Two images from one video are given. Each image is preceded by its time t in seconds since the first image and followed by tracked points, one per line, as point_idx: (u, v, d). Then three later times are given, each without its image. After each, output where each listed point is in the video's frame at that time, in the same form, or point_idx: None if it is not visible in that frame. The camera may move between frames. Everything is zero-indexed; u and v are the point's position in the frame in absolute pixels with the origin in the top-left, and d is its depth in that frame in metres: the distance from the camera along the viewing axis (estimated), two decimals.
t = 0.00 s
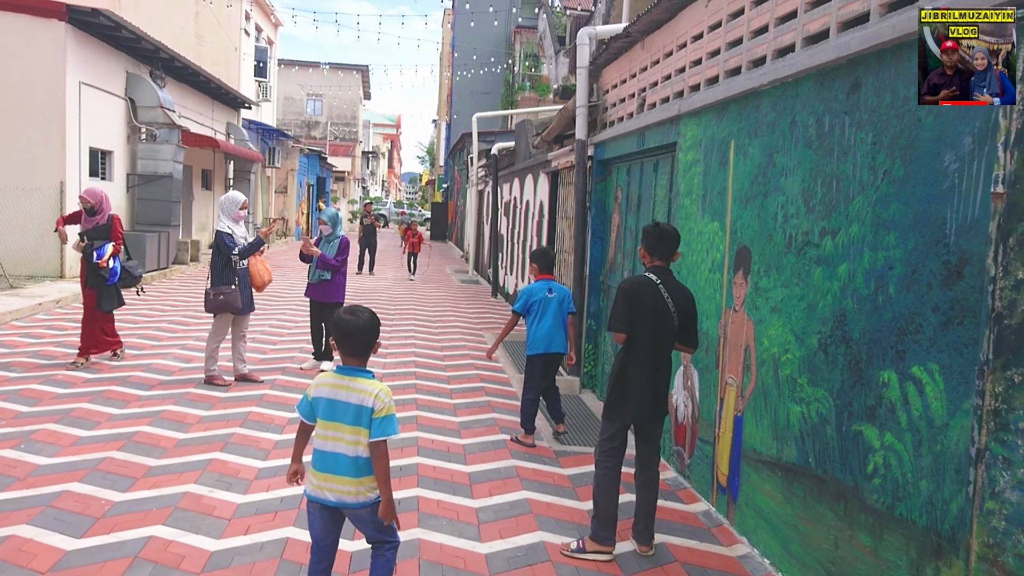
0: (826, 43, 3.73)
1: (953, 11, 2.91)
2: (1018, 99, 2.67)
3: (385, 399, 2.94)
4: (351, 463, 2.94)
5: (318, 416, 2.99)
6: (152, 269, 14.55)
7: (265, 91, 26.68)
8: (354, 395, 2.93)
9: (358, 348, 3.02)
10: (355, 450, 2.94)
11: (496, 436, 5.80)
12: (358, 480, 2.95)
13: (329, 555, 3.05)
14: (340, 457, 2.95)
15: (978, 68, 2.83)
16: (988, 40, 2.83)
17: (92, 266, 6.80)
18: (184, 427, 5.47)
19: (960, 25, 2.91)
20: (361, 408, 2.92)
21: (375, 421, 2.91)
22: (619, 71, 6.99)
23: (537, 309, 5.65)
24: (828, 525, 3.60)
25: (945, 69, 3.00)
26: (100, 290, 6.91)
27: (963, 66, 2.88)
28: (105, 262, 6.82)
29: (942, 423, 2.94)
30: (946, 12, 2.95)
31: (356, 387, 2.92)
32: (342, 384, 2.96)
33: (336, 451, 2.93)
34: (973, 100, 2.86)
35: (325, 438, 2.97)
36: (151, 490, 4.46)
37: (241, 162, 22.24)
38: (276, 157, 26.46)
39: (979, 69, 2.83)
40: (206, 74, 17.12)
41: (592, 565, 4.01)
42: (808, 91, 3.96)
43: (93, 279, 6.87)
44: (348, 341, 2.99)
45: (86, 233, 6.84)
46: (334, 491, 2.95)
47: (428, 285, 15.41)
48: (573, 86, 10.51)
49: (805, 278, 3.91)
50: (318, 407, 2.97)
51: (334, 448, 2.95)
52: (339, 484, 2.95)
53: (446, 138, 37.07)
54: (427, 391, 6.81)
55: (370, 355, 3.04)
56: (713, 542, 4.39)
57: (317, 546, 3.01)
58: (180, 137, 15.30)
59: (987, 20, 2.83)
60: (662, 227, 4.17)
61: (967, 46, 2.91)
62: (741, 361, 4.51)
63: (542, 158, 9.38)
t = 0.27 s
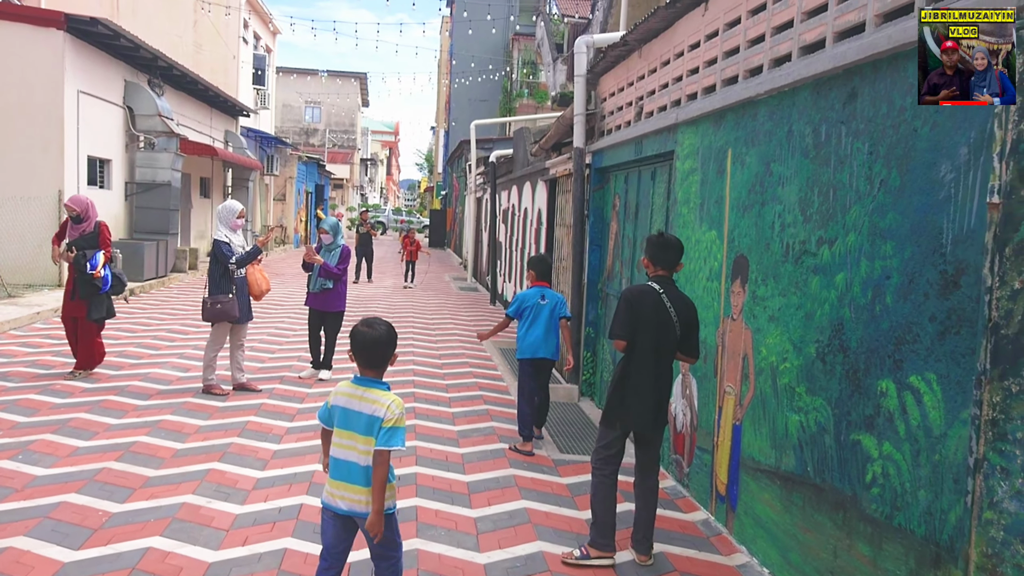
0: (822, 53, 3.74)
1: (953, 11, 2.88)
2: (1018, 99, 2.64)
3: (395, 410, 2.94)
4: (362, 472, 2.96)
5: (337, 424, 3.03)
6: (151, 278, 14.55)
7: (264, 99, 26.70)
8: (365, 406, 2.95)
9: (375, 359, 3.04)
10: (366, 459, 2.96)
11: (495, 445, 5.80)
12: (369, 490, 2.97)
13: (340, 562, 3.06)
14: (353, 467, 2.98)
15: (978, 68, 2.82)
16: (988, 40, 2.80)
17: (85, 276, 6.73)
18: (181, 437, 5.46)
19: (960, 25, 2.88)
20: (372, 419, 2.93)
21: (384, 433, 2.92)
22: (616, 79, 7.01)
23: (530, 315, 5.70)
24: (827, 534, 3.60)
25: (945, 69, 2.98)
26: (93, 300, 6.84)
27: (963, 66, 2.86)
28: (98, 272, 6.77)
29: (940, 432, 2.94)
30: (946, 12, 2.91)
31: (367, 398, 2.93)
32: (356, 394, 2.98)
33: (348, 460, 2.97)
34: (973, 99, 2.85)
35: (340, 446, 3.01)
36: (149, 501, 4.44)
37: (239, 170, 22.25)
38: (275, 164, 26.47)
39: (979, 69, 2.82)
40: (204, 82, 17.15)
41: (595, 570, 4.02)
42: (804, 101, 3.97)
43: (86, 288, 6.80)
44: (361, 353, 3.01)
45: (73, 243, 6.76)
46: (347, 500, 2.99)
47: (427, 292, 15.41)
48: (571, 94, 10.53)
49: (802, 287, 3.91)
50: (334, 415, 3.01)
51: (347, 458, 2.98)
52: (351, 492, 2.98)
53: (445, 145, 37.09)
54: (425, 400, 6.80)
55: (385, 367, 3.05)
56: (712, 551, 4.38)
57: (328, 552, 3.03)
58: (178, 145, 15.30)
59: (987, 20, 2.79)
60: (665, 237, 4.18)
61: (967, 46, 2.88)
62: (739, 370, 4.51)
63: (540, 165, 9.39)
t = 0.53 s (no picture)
0: (820, 60, 3.75)
1: (953, 11, 2.88)
2: (1018, 99, 2.63)
3: (413, 420, 3.02)
4: (381, 482, 3.04)
5: (355, 435, 3.11)
6: (150, 283, 14.55)
7: (263, 104, 26.73)
8: (383, 417, 3.03)
9: (391, 371, 3.12)
10: (385, 470, 3.03)
11: (494, 451, 5.79)
12: (389, 499, 3.05)
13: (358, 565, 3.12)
14: (373, 476, 3.05)
15: (978, 68, 2.80)
16: (988, 40, 2.79)
17: (83, 286, 6.65)
18: (181, 444, 5.46)
19: (960, 25, 2.87)
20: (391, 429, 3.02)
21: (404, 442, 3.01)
22: (615, 85, 7.02)
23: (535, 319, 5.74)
24: (826, 541, 3.60)
25: (945, 69, 2.97)
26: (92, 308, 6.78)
27: (963, 66, 2.85)
28: (95, 281, 6.72)
29: (939, 439, 2.94)
30: (946, 12, 2.91)
31: (384, 410, 3.02)
32: (374, 404, 3.06)
33: (367, 470, 3.04)
34: (973, 100, 2.84)
35: (360, 457, 3.09)
36: (148, 509, 4.44)
37: (238, 175, 22.26)
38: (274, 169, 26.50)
39: (978, 69, 2.80)
40: (203, 88, 17.17)
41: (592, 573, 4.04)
42: (802, 107, 3.98)
43: (83, 298, 6.75)
44: (377, 365, 3.11)
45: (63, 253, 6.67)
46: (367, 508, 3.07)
47: (426, 297, 15.41)
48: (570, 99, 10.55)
49: (801, 293, 3.91)
50: (354, 426, 3.09)
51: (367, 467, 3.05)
52: (371, 502, 3.06)
53: (444, 149, 37.12)
54: (424, 406, 6.80)
55: (400, 379, 3.15)
56: (712, 558, 4.37)
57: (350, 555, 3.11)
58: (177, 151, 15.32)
59: (987, 20, 2.78)
60: (666, 243, 4.18)
61: (967, 46, 2.87)
62: (738, 376, 4.51)
63: (539, 170, 9.40)
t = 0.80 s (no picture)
0: (818, 66, 3.75)
1: (953, 11, 2.85)
2: (1019, 99, 2.62)
3: (425, 426, 3.06)
4: (392, 487, 3.09)
5: (368, 439, 3.16)
6: (150, 288, 14.56)
7: (263, 109, 26.77)
8: (396, 423, 3.07)
9: (401, 376, 3.14)
10: (397, 474, 3.08)
11: (494, 456, 5.78)
12: (400, 504, 3.09)
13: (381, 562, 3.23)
14: (387, 480, 3.10)
15: (978, 68, 2.79)
16: (988, 40, 2.77)
17: (75, 298, 6.53)
18: (180, 451, 5.45)
19: (959, 25, 2.86)
20: (405, 435, 3.06)
21: (417, 448, 3.05)
22: (613, 90, 7.03)
23: (537, 320, 5.94)
24: (827, 547, 3.59)
25: (945, 69, 2.94)
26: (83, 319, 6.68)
27: (963, 66, 2.83)
28: (87, 292, 6.59)
29: (939, 446, 2.93)
30: (946, 12, 2.89)
31: (396, 416, 3.05)
32: (387, 410, 3.10)
33: (380, 474, 3.09)
34: (973, 100, 2.83)
35: (373, 461, 3.14)
36: (146, 516, 4.43)
37: (237, 180, 22.28)
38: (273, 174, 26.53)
39: (978, 69, 2.79)
40: (203, 93, 17.20)
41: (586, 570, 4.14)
42: (800, 113, 3.98)
43: (74, 308, 6.59)
44: (388, 371, 3.12)
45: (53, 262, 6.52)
46: (380, 512, 3.12)
47: (426, 301, 15.41)
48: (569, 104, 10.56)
49: (800, 299, 3.91)
50: (368, 431, 3.15)
51: (381, 471, 3.11)
52: (382, 505, 3.12)
53: (444, 154, 37.16)
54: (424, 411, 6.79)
55: (412, 384, 3.17)
56: (712, 564, 4.37)
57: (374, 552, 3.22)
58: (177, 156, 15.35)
59: (987, 20, 2.77)
60: (663, 248, 4.18)
61: (967, 46, 2.85)
62: (737, 382, 4.51)
63: (538, 175, 9.41)
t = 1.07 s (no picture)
0: (816, 70, 3.75)
1: (953, 11, 2.85)
2: (1018, 100, 2.62)
3: (429, 429, 3.05)
4: (397, 489, 3.09)
5: (375, 442, 3.17)
6: (149, 291, 14.56)
7: (262, 111, 26.77)
8: (400, 426, 3.06)
9: (406, 379, 3.12)
10: (402, 476, 3.08)
11: (493, 459, 5.78)
12: (406, 506, 3.09)
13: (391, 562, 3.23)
14: (393, 482, 3.10)
15: (978, 68, 2.78)
16: (988, 40, 2.77)
17: (65, 304, 6.53)
18: (179, 454, 5.45)
19: (959, 25, 2.85)
20: (409, 437, 3.05)
21: (420, 450, 3.04)
22: (612, 93, 7.03)
23: (533, 324, 5.99)
24: (826, 551, 3.59)
25: (945, 69, 2.93)
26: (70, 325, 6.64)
27: (963, 66, 2.81)
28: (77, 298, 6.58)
29: (938, 450, 2.93)
30: (947, 12, 2.88)
31: (399, 419, 3.05)
32: (391, 413, 3.10)
33: (385, 476, 3.10)
34: (973, 99, 2.82)
35: (380, 463, 3.14)
36: (145, 521, 4.43)
37: (236, 182, 22.28)
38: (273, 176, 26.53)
39: (978, 69, 2.78)
40: (202, 96, 17.19)
41: (579, 565, 4.23)
42: (799, 117, 3.98)
43: (62, 314, 6.58)
44: (391, 373, 3.09)
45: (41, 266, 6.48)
46: (386, 514, 3.13)
47: (425, 303, 15.41)
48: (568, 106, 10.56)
49: (799, 302, 3.91)
50: (374, 434, 3.16)
51: (388, 474, 3.11)
52: (387, 507, 3.12)
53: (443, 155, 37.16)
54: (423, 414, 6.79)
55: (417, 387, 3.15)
56: (712, 567, 4.37)
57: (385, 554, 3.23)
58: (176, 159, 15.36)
59: (987, 20, 2.76)
60: (659, 252, 4.19)
61: (967, 46, 2.84)
62: (737, 386, 4.51)
63: (537, 178, 9.41)
